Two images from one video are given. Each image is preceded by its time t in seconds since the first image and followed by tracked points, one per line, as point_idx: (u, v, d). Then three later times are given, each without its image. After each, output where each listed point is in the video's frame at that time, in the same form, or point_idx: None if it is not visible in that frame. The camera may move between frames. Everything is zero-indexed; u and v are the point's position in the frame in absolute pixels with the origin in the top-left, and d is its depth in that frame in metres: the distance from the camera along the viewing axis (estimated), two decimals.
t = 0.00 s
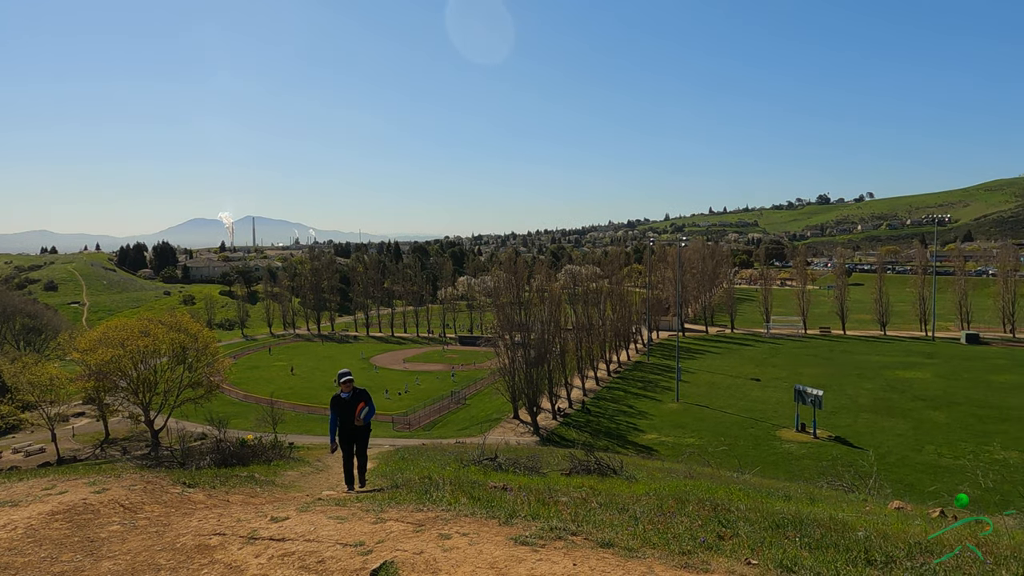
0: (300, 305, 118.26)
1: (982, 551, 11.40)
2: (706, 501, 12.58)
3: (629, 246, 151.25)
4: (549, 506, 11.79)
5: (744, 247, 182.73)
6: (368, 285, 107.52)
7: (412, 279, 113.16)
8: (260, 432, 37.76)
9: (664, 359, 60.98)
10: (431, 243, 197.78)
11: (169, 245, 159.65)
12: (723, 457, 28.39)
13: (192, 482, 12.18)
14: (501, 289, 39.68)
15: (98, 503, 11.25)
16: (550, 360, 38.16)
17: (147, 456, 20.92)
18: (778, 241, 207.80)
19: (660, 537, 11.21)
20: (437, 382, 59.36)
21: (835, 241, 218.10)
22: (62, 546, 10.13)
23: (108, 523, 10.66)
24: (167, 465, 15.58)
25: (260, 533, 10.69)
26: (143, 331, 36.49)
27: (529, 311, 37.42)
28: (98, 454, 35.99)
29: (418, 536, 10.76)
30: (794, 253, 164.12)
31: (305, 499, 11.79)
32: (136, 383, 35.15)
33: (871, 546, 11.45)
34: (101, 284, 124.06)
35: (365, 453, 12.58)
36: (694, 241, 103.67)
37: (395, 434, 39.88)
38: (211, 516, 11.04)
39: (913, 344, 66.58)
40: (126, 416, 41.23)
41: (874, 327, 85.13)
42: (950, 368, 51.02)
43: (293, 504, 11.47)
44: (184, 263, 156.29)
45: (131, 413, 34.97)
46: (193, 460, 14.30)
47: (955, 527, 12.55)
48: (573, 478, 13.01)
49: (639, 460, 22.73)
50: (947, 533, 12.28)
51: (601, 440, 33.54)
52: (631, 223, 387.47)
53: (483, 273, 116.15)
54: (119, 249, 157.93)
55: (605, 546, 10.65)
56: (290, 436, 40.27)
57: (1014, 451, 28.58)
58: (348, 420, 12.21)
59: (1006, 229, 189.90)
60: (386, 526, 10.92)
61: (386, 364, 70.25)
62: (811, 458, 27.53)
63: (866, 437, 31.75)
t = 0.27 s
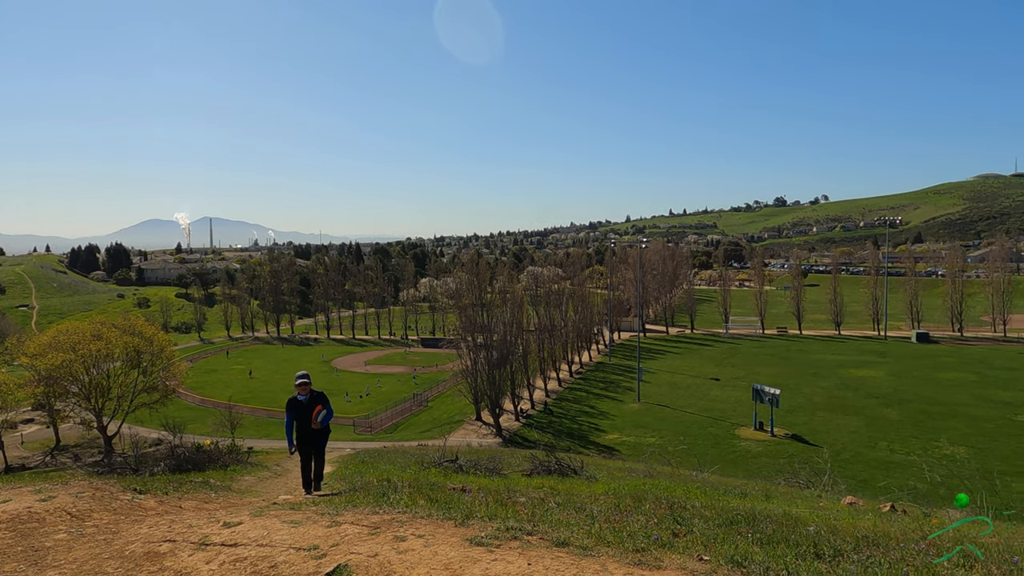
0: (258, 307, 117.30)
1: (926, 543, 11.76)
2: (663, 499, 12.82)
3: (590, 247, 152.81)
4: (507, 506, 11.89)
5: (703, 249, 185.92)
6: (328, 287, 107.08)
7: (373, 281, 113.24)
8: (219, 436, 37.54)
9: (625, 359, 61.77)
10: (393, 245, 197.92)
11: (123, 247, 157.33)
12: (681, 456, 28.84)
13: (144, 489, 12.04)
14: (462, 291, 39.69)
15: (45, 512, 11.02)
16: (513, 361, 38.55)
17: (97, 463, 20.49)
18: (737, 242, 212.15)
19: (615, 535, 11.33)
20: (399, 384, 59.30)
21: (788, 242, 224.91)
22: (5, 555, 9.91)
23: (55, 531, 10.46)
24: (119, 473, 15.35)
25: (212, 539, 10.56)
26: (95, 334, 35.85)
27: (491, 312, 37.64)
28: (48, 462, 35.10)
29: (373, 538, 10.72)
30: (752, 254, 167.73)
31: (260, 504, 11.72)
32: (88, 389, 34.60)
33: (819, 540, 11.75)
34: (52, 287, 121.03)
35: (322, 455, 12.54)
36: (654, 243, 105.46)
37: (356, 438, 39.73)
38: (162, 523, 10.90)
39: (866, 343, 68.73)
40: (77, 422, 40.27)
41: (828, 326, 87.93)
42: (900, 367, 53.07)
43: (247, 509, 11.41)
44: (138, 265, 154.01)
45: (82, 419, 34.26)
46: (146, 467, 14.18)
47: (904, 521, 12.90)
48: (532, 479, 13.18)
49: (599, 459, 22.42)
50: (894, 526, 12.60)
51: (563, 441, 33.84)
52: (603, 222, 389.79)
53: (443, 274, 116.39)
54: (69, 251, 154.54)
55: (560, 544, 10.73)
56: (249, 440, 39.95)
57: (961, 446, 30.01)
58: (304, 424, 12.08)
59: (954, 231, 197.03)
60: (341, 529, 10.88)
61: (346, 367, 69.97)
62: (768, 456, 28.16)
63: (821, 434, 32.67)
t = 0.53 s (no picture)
0: (215, 310, 115.71)
1: (872, 536, 12.12)
2: (620, 498, 13.02)
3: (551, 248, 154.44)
4: (464, 508, 11.98)
5: (663, 250, 188.37)
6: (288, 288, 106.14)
7: (333, 283, 113.00)
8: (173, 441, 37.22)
9: (586, 360, 62.42)
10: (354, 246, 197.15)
11: (73, 248, 153.59)
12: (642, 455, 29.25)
13: (91, 496, 11.87)
14: (423, 292, 39.67)
15: None
16: (474, 362, 38.88)
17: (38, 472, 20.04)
18: (696, 243, 215.73)
19: (570, 534, 11.45)
20: (359, 387, 59.08)
21: (744, 243, 230.60)
22: None
23: None
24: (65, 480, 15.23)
25: (161, 545, 10.40)
26: (45, 338, 35.05)
27: (451, 314, 37.85)
28: None
29: (326, 541, 10.68)
30: (710, 255, 170.76)
31: (212, 509, 11.63)
32: (36, 394, 33.59)
33: (770, 535, 12.01)
34: None
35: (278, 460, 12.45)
36: (614, 244, 106.89)
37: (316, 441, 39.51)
38: (109, 530, 10.73)
39: (820, 342, 70.58)
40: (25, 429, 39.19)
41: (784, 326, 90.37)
42: (853, 365, 54.79)
43: (198, 515, 11.32)
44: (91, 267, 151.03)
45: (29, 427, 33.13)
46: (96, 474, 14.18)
47: (854, 515, 13.22)
48: (492, 480, 13.32)
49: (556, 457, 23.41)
50: (844, 521, 12.92)
51: (524, 442, 34.08)
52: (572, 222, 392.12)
53: (403, 276, 116.73)
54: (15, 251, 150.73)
55: (515, 544, 10.81)
56: (204, 445, 39.43)
57: (909, 442, 31.14)
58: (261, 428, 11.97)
59: (903, 234, 204.19)
60: (294, 533, 10.83)
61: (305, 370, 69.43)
62: (726, 454, 28.75)
63: (778, 432, 33.40)
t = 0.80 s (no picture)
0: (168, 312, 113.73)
1: (819, 530, 12.40)
2: (577, 497, 13.14)
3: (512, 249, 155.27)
4: (420, 509, 12.00)
5: (622, 251, 190.07)
6: (244, 290, 104.77)
7: (291, 284, 112.25)
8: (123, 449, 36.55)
9: (547, 361, 62.80)
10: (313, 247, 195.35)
11: (18, 249, 148.72)
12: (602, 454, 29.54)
13: (35, 505, 11.62)
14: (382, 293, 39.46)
15: None
16: (433, 364, 39.05)
17: None
18: (656, 245, 218.52)
19: (524, 533, 11.52)
20: (317, 390, 58.62)
21: (700, 244, 235.10)
22: None
23: None
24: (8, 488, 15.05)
25: (107, 552, 10.19)
26: None
27: (411, 315, 37.89)
28: None
29: (278, 545, 10.59)
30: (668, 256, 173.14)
31: (162, 516, 11.48)
32: None
33: (722, 531, 12.20)
34: None
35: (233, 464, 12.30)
36: (574, 245, 107.80)
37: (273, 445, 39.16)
38: (53, 538, 10.51)
39: (774, 341, 72.30)
40: None
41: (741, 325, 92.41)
42: (807, 363, 56.31)
43: (146, 521, 11.18)
44: (36, 267, 147.65)
45: None
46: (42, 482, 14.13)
47: (805, 510, 13.52)
48: (450, 481, 13.40)
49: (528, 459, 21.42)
50: (794, 515, 13.22)
51: (483, 444, 34.21)
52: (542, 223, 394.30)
53: (363, 277, 116.72)
54: None
55: (469, 544, 10.83)
56: (156, 451, 38.70)
57: (860, 438, 32.02)
58: (215, 433, 11.80)
59: (855, 236, 210.14)
60: (245, 537, 10.73)
61: (262, 373, 68.57)
62: (684, 452, 29.22)
63: (734, 430, 34.04)
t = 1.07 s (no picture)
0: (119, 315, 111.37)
1: (769, 526, 12.67)
2: (535, 497, 13.25)
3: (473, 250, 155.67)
4: (375, 513, 11.98)
5: (583, 252, 191.24)
6: (200, 292, 103.24)
7: (247, 286, 111.12)
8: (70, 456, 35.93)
9: (507, 361, 62.93)
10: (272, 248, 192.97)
11: None
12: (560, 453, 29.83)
13: None
14: (341, 295, 39.24)
15: None
16: (393, 366, 39.00)
17: None
18: (617, 245, 220.85)
19: (480, 535, 11.57)
20: (275, 392, 57.98)
21: (661, 245, 238.65)
22: None
23: None
24: None
25: (50, 563, 9.94)
26: None
27: (370, 317, 37.75)
28: None
29: (229, 551, 10.47)
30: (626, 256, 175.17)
31: (110, 524, 11.29)
32: None
33: (676, 528, 12.37)
34: None
35: (183, 469, 12.16)
36: (534, 246, 108.25)
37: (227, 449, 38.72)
38: None
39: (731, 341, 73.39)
40: None
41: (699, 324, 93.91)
42: (763, 361, 57.53)
43: (92, 530, 10.98)
44: None
45: None
46: None
47: (757, 507, 13.76)
48: (407, 484, 13.42)
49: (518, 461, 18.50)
50: (746, 512, 13.46)
51: (442, 445, 34.27)
52: (511, 222, 395.60)
53: (321, 278, 115.80)
54: None
55: (423, 546, 10.84)
56: (107, 457, 37.81)
57: (814, 435, 32.82)
58: (165, 434, 11.67)
59: (810, 236, 215.04)
60: (194, 544, 10.60)
61: (218, 376, 67.48)
62: (644, 451, 29.60)
63: (692, 428, 34.58)
